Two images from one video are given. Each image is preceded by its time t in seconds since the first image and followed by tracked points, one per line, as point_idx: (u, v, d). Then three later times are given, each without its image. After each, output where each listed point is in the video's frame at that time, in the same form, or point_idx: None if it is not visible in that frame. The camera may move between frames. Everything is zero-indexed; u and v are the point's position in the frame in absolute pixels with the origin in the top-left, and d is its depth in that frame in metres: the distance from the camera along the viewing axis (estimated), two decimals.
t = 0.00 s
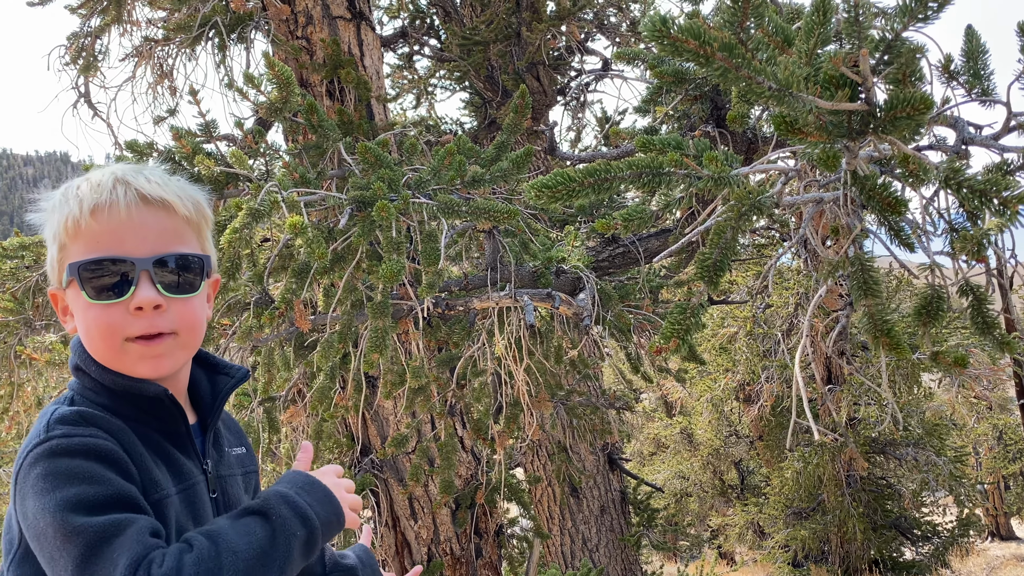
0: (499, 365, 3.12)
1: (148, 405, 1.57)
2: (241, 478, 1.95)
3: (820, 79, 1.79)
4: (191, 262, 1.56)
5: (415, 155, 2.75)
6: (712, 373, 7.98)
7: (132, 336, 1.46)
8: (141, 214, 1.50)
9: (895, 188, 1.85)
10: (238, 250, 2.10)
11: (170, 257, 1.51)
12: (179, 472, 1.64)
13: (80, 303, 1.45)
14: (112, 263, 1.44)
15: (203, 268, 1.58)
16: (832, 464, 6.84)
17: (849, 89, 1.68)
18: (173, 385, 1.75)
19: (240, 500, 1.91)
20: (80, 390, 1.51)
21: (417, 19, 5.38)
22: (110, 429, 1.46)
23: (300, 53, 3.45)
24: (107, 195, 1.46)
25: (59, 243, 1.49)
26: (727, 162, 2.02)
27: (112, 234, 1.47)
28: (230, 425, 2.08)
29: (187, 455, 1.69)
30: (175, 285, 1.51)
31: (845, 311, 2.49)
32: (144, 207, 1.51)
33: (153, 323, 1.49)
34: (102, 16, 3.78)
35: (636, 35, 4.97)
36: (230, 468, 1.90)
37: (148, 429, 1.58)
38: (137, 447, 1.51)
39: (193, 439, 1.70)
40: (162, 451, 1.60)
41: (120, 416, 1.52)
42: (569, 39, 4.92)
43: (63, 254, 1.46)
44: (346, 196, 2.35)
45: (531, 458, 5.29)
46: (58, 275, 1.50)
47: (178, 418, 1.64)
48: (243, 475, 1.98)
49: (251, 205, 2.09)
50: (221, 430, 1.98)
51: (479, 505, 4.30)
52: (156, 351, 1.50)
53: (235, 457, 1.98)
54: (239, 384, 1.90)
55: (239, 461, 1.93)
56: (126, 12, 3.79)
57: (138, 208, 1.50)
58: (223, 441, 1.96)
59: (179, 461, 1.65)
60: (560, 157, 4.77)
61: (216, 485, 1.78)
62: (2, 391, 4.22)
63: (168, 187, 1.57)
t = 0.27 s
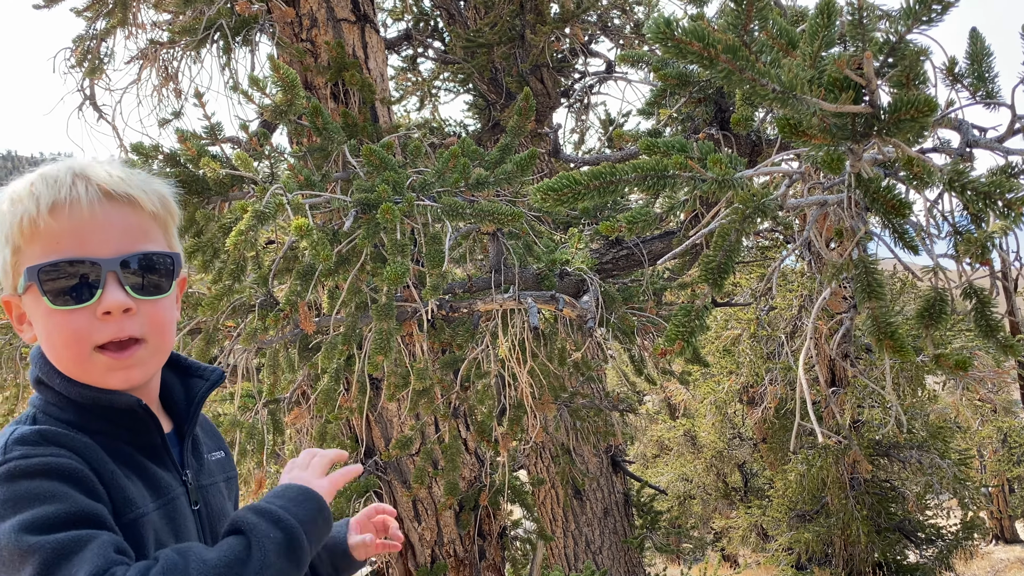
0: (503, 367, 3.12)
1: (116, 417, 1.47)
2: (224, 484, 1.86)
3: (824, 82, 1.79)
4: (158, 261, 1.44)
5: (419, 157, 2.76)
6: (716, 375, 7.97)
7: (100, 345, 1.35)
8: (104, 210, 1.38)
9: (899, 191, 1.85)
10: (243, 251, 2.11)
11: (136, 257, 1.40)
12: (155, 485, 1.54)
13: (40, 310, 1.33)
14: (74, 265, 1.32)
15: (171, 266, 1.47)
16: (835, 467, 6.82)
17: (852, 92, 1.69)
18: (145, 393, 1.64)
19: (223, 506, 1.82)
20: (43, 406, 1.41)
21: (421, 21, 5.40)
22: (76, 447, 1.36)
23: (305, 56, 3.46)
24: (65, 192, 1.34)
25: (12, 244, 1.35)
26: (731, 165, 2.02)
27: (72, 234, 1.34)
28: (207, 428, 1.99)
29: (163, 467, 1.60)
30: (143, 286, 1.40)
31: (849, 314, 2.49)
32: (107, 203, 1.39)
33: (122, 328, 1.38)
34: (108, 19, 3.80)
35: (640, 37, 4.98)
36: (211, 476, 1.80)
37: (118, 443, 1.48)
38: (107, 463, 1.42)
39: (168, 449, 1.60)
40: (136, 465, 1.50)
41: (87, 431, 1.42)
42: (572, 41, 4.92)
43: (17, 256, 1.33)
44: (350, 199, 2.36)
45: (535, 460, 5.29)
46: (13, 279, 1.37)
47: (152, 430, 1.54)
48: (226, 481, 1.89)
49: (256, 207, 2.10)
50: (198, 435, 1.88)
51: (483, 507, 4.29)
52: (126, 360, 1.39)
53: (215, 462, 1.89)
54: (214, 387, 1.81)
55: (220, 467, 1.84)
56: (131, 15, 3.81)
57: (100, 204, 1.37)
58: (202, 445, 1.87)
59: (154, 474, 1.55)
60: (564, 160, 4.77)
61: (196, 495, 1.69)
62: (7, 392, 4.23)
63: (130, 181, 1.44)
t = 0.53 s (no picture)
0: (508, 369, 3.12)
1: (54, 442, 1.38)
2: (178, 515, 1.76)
3: (829, 85, 1.80)
4: (96, 248, 1.43)
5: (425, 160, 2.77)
6: (720, 377, 7.97)
7: (41, 349, 1.29)
8: (33, 190, 1.35)
9: (904, 193, 1.86)
10: (250, 254, 2.12)
11: (74, 245, 1.38)
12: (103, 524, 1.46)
13: None
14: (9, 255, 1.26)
15: (113, 256, 1.48)
16: (840, 470, 6.80)
17: (857, 95, 1.71)
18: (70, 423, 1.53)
19: (178, 540, 1.72)
20: None
21: (425, 25, 5.42)
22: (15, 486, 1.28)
23: (311, 59, 3.48)
24: None
25: None
26: (736, 167, 2.03)
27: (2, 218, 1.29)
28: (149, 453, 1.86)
29: (108, 501, 1.51)
30: (82, 282, 1.38)
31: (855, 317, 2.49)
32: (36, 185, 1.36)
33: (65, 327, 1.33)
34: (115, 22, 3.82)
35: (644, 40, 4.98)
36: (162, 508, 1.70)
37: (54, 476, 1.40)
38: (50, 502, 1.35)
39: (114, 478, 1.52)
40: (80, 499, 1.43)
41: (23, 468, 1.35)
42: (577, 44, 4.93)
43: None
44: (357, 201, 2.37)
45: (540, 462, 5.28)
46: None
47: (96, 455, 1.47)
48: (178, 511, 1.79)
49: (263, 209, 2.11)
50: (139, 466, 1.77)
51: (488, 509, 4.30)
52: (67, 365, 1.33)
53: (163, 492, 1.79)
54: (156, 403, 1.70)
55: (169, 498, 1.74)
56: (138, 19, 3.83)
57: (28, 185, 1.34)
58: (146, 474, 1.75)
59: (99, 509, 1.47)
60: (569, 162, 4.78)
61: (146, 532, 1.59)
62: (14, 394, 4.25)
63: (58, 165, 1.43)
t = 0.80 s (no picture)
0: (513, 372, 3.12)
1: None
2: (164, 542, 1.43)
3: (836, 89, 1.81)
4: (54, 263, 1.21)
5: (432, 163, 2.77)
6: (725, 380, 7.96)
7: None
8: None
9: (911, 197, 1.85)
10: (258, 257, 2.14)
11: (28, 259, 1.16)
12: (47, 560, 1.16)
13: None
14: None
15: (74, 269, 1.26)
16: (846, 472, 6.77)
17: (865, 99, 1.70)
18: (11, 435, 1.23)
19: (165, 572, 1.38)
20: None
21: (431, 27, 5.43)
22: None
23: (317, 62, 3.48)
24: None
25: None
26: (743, 171, 2.03)
27: None
28: (137, 465, 1.53)
29: (59, 527, 1.22)
30: (36, 298, 1.15)
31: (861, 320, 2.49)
32: None
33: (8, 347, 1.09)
34: (122, 26, 3.83)
35: (649, 42, 4.98)
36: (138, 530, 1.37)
37: None
38: None
39: (69, 503, 1.24)
40: (23, 531, 1.15)
41: None
42: (582, 46, 4.93)
43: None
44: (364, 205, 2.38)
45: (545, 464, 5.28)
46: None
47: (46, 481, 1.20)
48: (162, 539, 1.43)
49: (271, 213, 2.12)
50: (120, 480, 1.46)
51: (494, 512, 4.30)
52: (14, 389, 1.12)
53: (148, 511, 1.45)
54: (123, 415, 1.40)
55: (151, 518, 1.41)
56: (146, 23, 3.85)
57: None
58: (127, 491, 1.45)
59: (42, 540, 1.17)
60: (575, 165, 4.78)
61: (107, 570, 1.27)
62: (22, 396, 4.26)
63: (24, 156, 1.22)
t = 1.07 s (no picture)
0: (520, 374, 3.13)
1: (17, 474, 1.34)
2: (198, 541, 1.66)
3: (846, 94, 1.81)
4: (99, 284, 1.39)
5: (439, 166, 2.79)
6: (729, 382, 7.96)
7: (25, 390, 1.27)
8: (44, 214, 1.32)
9: (922, 200, 1.86)
10: (269, 260, 2.15)
11: (77, 280, 1.35)
12: (71, 564, 1.38)
13: None
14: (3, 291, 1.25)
15: (120, 289, 1.45)
16: (851, 474, 6.76)
17: (875, 104, 1.71)
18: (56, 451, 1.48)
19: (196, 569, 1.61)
20: None
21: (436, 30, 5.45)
22: None
23: (325, 66, 3.50)
24: None
25: None
26: (752, 174, 2.04)
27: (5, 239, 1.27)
28: (182, 471, 1.82)
29: (87, 538, 1.44)
30: (84, 322, 1.35)
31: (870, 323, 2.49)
32: (47, 208, 1.33)
33: (55, 371, 1.31)
34: (129, 30, 3.85)
35: (654, 44, 4.99)
36: (169, 538, 1.60)
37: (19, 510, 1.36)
38: None
39: (96, 513, 1.46)
40: (51, 539, 1.37)
41: None
42: (587, 49, 4.94)
43: None
44: (373, 208, 2.39)
45: (550, 466, 5.29)
46: None
47: (72, 494, 1.41)
48: (198, 539, 1.67)
49: (281, 217, 2.14)
50: (162, 486, 1.72)
51: (500, 514, 4.30)
52: (57, 409, 1.32)
53: (184, 516, 1.69)
54: (157, 424, 1.64)
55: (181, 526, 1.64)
56: (153, 27, 3.87)
57: (38, 210, 1.31)
58: (167, 496, 1.70)
59: (71, 545, 1.40)
60: (580, 168, 4.80)
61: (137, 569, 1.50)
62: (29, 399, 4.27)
63: (79, 183, 1.41)
